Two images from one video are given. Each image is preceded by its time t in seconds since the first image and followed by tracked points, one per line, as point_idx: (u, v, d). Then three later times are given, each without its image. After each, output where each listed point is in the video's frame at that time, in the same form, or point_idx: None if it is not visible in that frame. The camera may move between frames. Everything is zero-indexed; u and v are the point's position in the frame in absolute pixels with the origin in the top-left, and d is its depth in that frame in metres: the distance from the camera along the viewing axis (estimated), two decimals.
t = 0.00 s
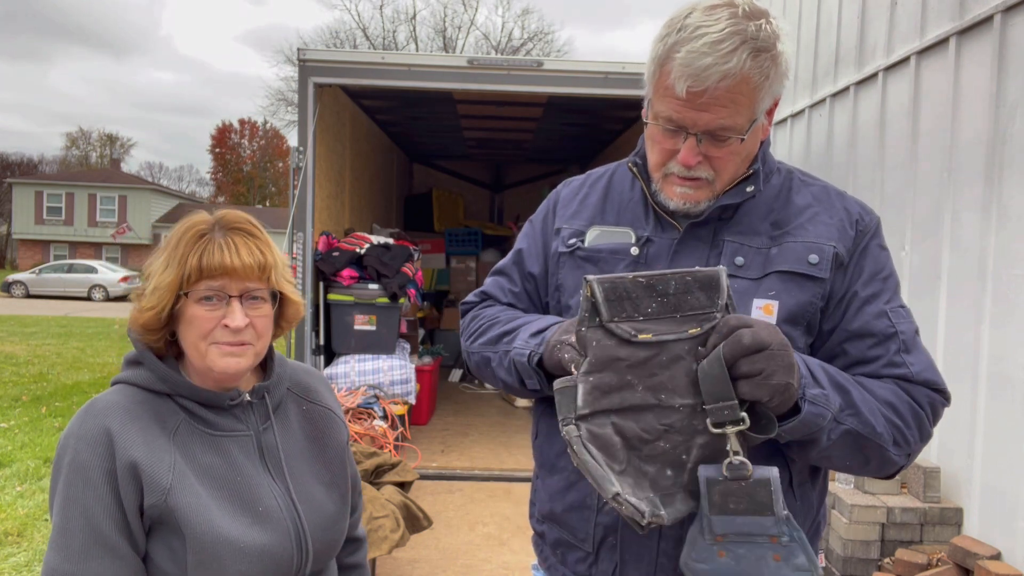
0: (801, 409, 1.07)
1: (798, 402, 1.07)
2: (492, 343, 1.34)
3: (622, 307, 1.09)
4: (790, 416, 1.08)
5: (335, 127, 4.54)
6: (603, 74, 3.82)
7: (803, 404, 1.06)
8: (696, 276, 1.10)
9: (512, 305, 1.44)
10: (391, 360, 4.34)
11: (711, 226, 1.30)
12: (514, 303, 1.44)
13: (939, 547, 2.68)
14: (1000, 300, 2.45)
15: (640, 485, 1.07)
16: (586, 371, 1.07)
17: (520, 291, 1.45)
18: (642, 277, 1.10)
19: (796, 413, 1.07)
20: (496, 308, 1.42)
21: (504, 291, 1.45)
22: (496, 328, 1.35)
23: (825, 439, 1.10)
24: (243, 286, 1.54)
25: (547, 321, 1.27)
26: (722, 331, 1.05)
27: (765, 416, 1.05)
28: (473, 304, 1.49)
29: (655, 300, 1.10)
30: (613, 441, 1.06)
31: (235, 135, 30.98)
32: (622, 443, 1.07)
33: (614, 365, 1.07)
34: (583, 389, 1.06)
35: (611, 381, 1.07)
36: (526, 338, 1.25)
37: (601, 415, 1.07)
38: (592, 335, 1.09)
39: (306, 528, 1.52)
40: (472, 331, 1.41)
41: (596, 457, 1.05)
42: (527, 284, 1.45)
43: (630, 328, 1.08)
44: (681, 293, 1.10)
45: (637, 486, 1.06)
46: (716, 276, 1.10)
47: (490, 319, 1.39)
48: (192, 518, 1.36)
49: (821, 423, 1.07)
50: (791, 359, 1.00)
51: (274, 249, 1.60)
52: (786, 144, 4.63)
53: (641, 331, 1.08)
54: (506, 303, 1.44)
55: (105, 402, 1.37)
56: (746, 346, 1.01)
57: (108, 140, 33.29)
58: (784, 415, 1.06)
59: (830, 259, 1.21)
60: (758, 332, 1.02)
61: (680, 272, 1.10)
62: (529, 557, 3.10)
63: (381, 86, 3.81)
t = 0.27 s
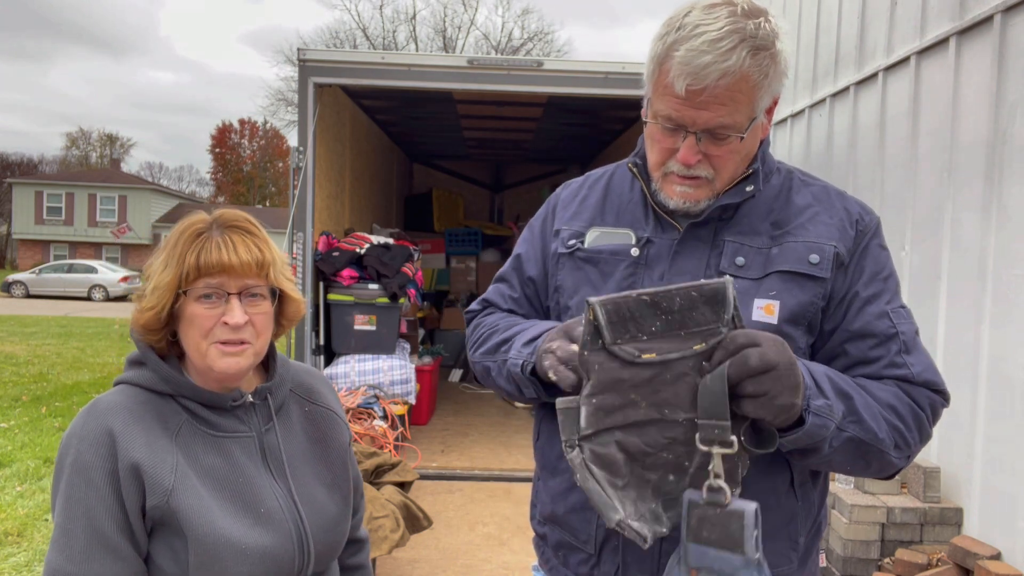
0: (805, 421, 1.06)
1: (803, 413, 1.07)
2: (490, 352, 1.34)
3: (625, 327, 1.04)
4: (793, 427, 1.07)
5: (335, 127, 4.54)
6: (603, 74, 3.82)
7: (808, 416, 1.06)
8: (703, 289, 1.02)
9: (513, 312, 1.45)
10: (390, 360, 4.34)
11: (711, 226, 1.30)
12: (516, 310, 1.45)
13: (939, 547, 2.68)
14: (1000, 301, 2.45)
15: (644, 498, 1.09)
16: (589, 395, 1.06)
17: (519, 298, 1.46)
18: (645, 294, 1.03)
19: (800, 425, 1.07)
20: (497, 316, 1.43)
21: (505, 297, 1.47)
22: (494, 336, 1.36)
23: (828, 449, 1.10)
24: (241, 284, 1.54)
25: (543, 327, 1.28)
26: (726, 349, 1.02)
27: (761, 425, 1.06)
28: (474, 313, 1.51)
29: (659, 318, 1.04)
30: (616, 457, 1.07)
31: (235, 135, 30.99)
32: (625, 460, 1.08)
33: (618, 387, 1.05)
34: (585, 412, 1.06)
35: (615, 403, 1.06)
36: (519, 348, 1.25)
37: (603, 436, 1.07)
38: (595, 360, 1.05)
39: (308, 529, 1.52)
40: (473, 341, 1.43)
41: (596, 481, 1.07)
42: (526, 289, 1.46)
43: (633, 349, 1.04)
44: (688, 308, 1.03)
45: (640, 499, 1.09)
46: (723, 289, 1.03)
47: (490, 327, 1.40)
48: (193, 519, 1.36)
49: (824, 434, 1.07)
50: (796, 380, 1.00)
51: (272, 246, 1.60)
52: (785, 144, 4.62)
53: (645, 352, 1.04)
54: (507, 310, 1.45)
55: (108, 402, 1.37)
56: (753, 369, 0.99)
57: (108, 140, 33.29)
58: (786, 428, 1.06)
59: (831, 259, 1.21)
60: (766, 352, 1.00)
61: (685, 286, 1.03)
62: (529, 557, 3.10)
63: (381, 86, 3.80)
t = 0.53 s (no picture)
0: (820, 448, 1.09)
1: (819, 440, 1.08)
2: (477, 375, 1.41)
3: (658, 374, 1.01)
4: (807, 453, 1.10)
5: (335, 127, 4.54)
6: (603, 74, 3.82)
7: (824, 443, 1.08)
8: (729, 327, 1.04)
9: (516, 323, 1.48)
10: (391, 360, 4.34)
11: (708, 226, 1.29)
12: (518, 322, 1.48)
13: (939, 547, 2.68)
14: (1000, 301, 2.45)
15: (658, 524, 1.11)
16: (617, 444, 1.04)
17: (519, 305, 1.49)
18: (678, 336, 1.02)
19: (815, 451, 1.09)
20: (495, 331, 1.47)
21: (506, 306, 1.50)
22: (480, 357, 1.42)
23: (838, 465, 1.12)
24: (242, 284, 1.54)
25: (512, 366, 1.29)
26: (752, 387, 1.06)
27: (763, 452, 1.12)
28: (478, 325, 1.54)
29: (689, 360, 1.03)
30: (636, 496, 1.08)
31: (235, 135, 30.99)
32: (643, 494, 1.09)
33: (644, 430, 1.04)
34: (612, 464, 1.05)
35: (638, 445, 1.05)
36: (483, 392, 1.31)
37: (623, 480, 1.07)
38: (553, 444, 1.10)
39: (310, 529, 1.52)
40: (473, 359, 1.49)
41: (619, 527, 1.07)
42: (526, 294, 1.49)
43: (664, 396, 1.03)
44: (717, 347, 1.04)
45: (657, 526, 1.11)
46: (751, 324, 1.05)
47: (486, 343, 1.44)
48: (195, 519, 1.36)
49: (836, 456, 1.09)
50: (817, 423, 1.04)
51: (271, 246, 1.60)
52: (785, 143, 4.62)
53: (674, 396, 1.03)
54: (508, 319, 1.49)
55: (109, 402, 1.37)
56: (778, 414, 1.04)
57: (108, 140, 33.28)
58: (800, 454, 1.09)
59: (829, 259, 1.21)
60: (792, 397, 1.04)
61: (716, 325, 1.03)
62: (529, 557, 3.10)
63: (381, 86, 3.80)
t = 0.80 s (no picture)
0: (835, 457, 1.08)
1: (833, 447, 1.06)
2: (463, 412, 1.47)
3: (697, 390, 0.97)
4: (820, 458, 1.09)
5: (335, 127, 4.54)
6: (603, 74, 3.82)
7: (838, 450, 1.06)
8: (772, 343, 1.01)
9: (517, 338, 1.52)
10: (391, 360, 4.35)
11: (701, 226, 1.29)
12: (519, 334, 1.52)
13: (938, 547, 2.68)
14: (1000, 301, 2.45)
15: (655, 517, 1.11)
16: (642, 453, 1.01)
17: (519, 314, 1.53)
18: (723, 352, 0.97)
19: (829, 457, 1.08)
20: (489, 360, 1.51)
21: (506, 316, 1.53)
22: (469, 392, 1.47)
23: (847, 468, 1.12)
24: (256, 283, 1.54)
25: (480, 444, 1.34)
26: (780, 400, 1.04)
27: (774, 460, 1.12)
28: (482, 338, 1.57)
29: (730, 374, 0.99)
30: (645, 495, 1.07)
31: (235, 135, 31.00)
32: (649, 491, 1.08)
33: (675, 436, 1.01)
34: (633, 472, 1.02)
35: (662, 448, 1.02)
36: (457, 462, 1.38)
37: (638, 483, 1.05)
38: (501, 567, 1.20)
39: (309, 530, 1.52)
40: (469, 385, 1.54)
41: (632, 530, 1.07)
42: (526, 301, 1.52)
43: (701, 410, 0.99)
44: (757, 362, 1.00)
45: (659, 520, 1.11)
46: (793, 339, 1.02)
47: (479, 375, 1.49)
48: (194, 520, 1.36)
49: (846, 463, 1.09)
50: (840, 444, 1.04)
51: (277, 246, 1.60)
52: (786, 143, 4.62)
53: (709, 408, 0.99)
54: (510, 331, 1.52)
55: (109, 403, 1.37)
56: (802, 434, 1.04)
57: (107, 140, 33.28)
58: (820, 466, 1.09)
59: (822, 257, 1.21)
60: (819, 419, 1.04)
61: (761, 342, 1.00)
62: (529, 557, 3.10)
63: (381, 86, 3.80)
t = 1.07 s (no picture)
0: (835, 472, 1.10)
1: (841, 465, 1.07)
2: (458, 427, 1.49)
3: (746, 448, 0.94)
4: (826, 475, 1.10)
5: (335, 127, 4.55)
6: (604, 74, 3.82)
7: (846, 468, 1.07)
8: (823, 394, 0.99)
9: (506, 344, 1.52)
10: (391, 360, 4.35)
11: (682, 228, 1.31)
12: (508, 340, 1.52)
13: (938, 547, 2.68)
14: (1000, 302, 2.45)
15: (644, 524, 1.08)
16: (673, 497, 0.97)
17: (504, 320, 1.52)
18: (773, 409, 0.94)
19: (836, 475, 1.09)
20: (477, 371, 1.52)
21: (491, 322, 1.53)
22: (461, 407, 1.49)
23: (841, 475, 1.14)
24: (267, 277, 1.53)
25: (470, 462, 1.36)
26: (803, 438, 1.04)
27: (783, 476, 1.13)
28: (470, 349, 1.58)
29: (772, 426, 0.95)
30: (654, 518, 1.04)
31: (235, 135, 31.00)
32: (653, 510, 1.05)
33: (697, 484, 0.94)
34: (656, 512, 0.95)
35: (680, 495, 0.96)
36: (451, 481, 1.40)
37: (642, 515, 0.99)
38: None
39: (310, 529, 1.52)
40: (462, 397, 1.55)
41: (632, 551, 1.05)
42: (512, 306, 1.53)
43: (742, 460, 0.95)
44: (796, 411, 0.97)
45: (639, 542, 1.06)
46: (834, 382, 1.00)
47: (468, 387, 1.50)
48: (196, 520, 1.36)
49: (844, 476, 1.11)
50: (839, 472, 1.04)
51: (274, 239, 1.59)
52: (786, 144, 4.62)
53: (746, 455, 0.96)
54: (498, 338, 1.52)
55: (110, 403, 1.37)
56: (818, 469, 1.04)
57: (107, 140, 33.28)
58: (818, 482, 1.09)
59: (803, 257, 1.22)
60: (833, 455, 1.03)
61: (807, 394, 0.96)
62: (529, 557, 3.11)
63: (381, 86, 3.80)
